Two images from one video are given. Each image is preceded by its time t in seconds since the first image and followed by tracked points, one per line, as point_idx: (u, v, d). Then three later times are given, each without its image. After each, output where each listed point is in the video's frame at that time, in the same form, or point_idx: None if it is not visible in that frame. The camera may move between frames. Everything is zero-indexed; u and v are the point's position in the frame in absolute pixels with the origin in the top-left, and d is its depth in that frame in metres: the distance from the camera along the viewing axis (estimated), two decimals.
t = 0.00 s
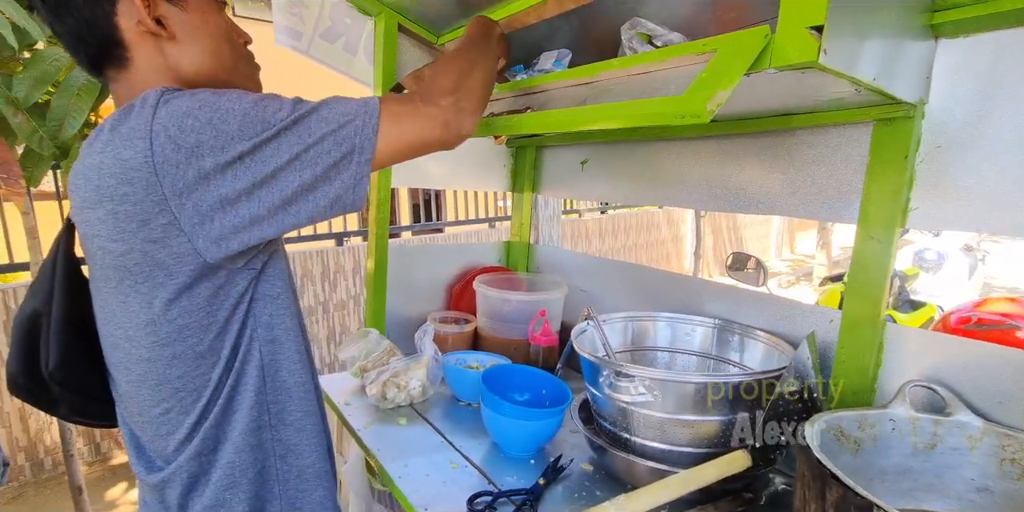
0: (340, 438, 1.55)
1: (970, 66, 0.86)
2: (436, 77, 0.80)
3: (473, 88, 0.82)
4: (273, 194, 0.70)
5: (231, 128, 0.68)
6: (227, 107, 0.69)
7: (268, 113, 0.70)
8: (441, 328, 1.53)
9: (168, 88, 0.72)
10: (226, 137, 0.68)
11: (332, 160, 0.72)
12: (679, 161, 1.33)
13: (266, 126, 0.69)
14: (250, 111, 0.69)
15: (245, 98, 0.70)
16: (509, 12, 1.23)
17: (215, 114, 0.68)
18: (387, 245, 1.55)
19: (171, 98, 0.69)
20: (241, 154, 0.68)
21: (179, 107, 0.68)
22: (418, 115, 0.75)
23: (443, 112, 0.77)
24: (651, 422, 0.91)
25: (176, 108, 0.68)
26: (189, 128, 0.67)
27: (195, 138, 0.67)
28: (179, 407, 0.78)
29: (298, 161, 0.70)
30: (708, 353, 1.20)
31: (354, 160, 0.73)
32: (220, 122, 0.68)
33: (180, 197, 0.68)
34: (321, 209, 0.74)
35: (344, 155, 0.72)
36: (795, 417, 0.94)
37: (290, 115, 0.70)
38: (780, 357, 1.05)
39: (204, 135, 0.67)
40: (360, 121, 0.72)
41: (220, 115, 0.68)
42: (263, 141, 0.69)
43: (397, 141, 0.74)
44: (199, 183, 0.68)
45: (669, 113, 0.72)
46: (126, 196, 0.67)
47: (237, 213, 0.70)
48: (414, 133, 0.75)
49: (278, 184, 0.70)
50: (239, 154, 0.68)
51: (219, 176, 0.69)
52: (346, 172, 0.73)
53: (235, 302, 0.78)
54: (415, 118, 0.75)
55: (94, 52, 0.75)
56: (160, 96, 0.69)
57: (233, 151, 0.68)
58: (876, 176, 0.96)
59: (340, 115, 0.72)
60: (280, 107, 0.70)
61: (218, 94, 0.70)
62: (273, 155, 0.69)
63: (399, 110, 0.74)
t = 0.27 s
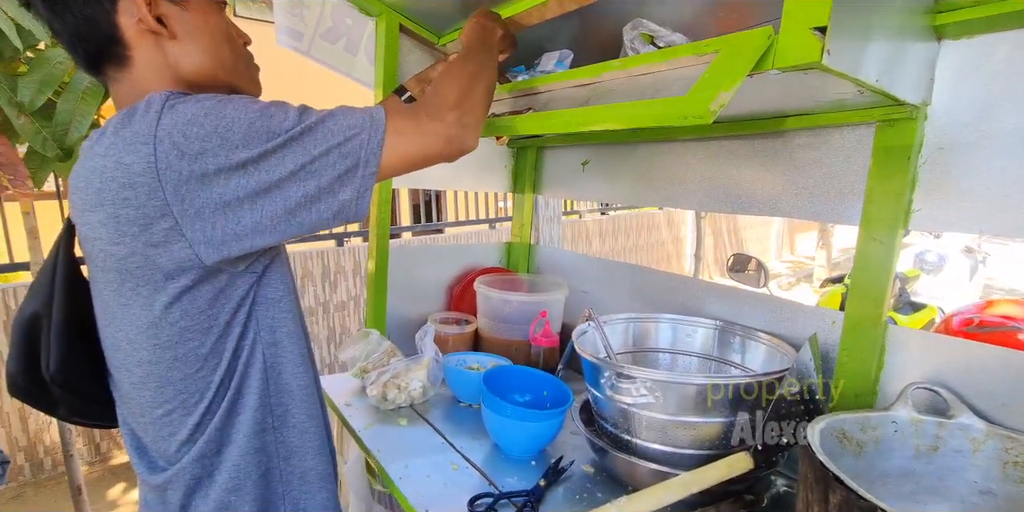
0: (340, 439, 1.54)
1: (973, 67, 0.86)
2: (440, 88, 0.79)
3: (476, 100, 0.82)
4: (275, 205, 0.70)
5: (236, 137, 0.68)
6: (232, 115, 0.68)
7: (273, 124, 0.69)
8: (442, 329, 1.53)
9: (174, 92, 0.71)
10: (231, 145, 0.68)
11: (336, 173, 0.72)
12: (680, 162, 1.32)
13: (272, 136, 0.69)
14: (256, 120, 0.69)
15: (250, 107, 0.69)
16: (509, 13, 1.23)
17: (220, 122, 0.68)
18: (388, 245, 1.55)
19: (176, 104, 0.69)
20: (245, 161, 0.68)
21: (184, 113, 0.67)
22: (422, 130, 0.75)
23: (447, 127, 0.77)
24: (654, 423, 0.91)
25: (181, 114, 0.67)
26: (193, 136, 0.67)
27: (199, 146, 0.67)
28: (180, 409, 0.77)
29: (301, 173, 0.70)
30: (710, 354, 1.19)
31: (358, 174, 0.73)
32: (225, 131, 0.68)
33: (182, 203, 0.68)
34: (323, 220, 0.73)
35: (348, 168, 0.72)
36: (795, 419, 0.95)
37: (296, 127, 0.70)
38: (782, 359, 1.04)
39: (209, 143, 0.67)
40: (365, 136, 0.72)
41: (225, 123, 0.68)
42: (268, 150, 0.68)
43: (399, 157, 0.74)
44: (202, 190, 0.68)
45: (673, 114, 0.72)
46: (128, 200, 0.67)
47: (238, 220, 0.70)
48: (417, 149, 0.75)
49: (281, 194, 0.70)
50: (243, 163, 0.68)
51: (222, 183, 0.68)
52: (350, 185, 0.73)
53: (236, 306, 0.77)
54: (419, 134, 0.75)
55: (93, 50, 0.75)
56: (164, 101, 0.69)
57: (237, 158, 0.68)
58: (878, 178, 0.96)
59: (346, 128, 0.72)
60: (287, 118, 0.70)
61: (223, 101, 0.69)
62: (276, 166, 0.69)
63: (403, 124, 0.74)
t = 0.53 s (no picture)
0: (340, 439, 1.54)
1: (976, 67, 0.85)
2: (442, 95, 0.79)
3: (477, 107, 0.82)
4: (273, 208, 0.70)
5: (235, 140, 0.68)
6: (232, 118, 0.68)
7: (273, 127, 0.69)
8: (442, 329, 1.52)
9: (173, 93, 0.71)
10: (229, 148, 0.68)
11: (335, 176, 0.72)
12: (682, 162, 1.32)
13: (271, 139, 0.69)
14: (255, 123, 0.69)
15: (250, 109, 0.69)
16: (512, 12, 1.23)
17: (219, 124, 0.68)
18: (388, 245, 1.55)
19: (175, 105, 0.69)
20: (244, 163, 0.68)
21: (182, 115, 0.67)
22: (422, 138, 0.75)
23: (447, 135, 0.77)
24: (655, 424, 0.90)
25: (179, 116, 0.67)
26: (191, 138, 0.67)
27: (198, 148, 0.67)
28: (179, 409, 0.77)
29: (300, 176, 0.70)
30: (711, 355, 1.19)
31: (357, 179, 0.73)
32: (224, 133, 0.68)
33: (179, 204, 0.67)
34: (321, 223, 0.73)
35: (346, 172, 0.72)
36: (799, 421, 0.93)
37: (295, 131, 0.70)
38: (784, 360, 1.04)
39: (207, 145, 0.67)
40: (364, 140, 0.72)
41: (224, 126, 0.68)
42: (267, 153, 0.68)
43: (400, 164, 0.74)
44: (199, 191, 0.68)
45: (674, 114, 0.72)
46: (126, 202, 0.67)
47: (236, 222, 0.70)
48: (417, 157, 0.75)
49: (279, 197, 0.70)
50: (241, 165, 0.68)
51: (220, 184, 0.68)
52: (348, 189, 0.73)
53: (234, 308, 0.77)
54: (419, 141, 0.75)
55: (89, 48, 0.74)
56: (162, 103, 0.69)
57: (236, 159, 0.68)
58: (880, 179, 0.96)
59: (344, 132, 0.72)
60: (286, 121, 0.70)
61: (222, 104, 0.69)
62: (275, 168, 0.69)
63: (403, 132, 0.74)
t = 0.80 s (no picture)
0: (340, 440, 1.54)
1: (978, 69, 0.85)
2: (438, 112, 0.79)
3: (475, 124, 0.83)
4: (267, 223, 0.70)
5: (233, 151, 0.68)
6: (232, 130, 0.68)
7: (273, 142, 0.69)
8: (443, 330, 1.52)
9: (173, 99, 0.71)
10: (227, 159, 0.67)
11: (330, 197, 0.72)
12: (683, 164, 1.32)
13: (269, 153, 0.69)
14: (254, 136, 0.69)
15: (251, 122, 0.70)
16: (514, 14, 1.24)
17: (219, 135, 0.68)
18: (389, 247, 1.55)
19: (174, 112, 0.68)
20: (241, 174, 0.68)
21: (182, 123, 0.67)
22: (423, 158, 0.76)
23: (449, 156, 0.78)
24: (655, 426, 0.90)
25: (178, 126, 0.67)
26: (190, 148, 0.66)
27: (196, 158, 0.67)
28: (177, 410, 0.77)
29: (296, 193, 0.70)
30: (711, 357, 1.19)
31: (353, 197, 0.73)
32: (224, 144, 0.67)
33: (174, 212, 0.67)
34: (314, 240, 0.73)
35: (342, 192, 0.72)
36: (800, 424, 0.93)
37: (295, 147, 0.70)
38: (785, 362, 1.04)
39: (205, 155, 0.67)
40: (363, 161, 0.73)
41: (225, 138, 0.68)
42: (265, 167, 0.68)
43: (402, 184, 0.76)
44: (195, 201, 0.67)
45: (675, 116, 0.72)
46: (121, 206, 0.67)
47: (230, 232, 0.69)
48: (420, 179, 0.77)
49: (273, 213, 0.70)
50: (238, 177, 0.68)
51: (216, 193, 0.68)
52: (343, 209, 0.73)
53: (231, 310, 0.77)
54: (419, 160, 0.76)
55: (88, 49, 0.74)
56: (161, 110, 0.68)
57: (233, 169, 0.67)
58: (881, 182, 0.96)
59: (343, 152, 0.72)
60: (287, 137, 0.70)
61: (223, 115, 0.69)
62: (271, 183, 0.69)
63: (403, 151, 0.75)
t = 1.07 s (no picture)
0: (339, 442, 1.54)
1: (979, 71, 0.85)
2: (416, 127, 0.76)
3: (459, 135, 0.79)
4: (254, 233, 0.69)
5: (219, 162, 0.66)
6: (218, 138, 0.67)
7: (259, 149, 0.68)
8: (443, 332, 1.52)
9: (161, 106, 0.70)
10: (212, 168, 0.66)
11: (318, 206, 0.70)
12: (684, 166, 1.32)
13: (255, 163, 0.67)
14: (239, 146, 0.67)
15: (238, 128, 0.68)
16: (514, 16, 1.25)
17: (204, 143, 0.67)
18: (389, 249, 1.54)
19: (161, 120, 0.68)
20: (229, 183, 0.67)
21: (168, 132, 0.66)
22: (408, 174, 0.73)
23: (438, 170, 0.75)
24: (656, 429, 0.90)
25: (162, 135, 0.66)
26: (174, 158, 0.66)
27: (180, 167, 0.66)
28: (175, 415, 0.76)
29: (283, 202, 0.68)
30: (712, 360, 1.19)
31: (342, 207, 0.71)
32: (209, 152, 0.66)
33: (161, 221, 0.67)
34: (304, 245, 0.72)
35: (331, 201, 0.70)
36: (800, 427, 0.94)
37: (282, 155, 0.69)
38: (787, 365, 1.03)
39: (190, 165, 0.66)
40: (351, 170, 0.71)
41: (210, 146, 0.67)
42: (249, 178, 0.67)
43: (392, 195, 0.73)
44: (181, 209, 0.67)
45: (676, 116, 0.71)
46: (108, 215, 0.67)
47: (217, 240, 0.68)
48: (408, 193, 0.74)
49: (259, 222, 0.68)
50: (225, 186, 0.67)
51: (203, 201, 0.67)
52: (333, 218, 0.71)
53: (226, 315, 0.76)
54: (403, 173, 0.73)
55: (83, 48, 0.75)
56: (146, 119, 0.67)
57: (222, 178, 0.66)
58: (882, 184, 0.96)
59: (332, 162, 0.70)
60: (274, 144, 0.69)
61: (210, 124, 0.68)
62: (257, 192, 0.68)
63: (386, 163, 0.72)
